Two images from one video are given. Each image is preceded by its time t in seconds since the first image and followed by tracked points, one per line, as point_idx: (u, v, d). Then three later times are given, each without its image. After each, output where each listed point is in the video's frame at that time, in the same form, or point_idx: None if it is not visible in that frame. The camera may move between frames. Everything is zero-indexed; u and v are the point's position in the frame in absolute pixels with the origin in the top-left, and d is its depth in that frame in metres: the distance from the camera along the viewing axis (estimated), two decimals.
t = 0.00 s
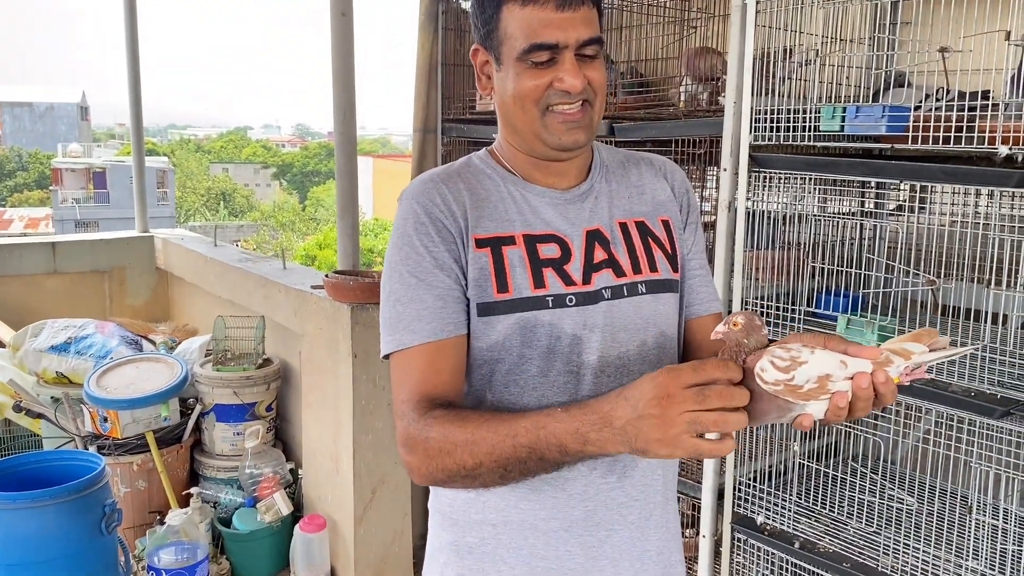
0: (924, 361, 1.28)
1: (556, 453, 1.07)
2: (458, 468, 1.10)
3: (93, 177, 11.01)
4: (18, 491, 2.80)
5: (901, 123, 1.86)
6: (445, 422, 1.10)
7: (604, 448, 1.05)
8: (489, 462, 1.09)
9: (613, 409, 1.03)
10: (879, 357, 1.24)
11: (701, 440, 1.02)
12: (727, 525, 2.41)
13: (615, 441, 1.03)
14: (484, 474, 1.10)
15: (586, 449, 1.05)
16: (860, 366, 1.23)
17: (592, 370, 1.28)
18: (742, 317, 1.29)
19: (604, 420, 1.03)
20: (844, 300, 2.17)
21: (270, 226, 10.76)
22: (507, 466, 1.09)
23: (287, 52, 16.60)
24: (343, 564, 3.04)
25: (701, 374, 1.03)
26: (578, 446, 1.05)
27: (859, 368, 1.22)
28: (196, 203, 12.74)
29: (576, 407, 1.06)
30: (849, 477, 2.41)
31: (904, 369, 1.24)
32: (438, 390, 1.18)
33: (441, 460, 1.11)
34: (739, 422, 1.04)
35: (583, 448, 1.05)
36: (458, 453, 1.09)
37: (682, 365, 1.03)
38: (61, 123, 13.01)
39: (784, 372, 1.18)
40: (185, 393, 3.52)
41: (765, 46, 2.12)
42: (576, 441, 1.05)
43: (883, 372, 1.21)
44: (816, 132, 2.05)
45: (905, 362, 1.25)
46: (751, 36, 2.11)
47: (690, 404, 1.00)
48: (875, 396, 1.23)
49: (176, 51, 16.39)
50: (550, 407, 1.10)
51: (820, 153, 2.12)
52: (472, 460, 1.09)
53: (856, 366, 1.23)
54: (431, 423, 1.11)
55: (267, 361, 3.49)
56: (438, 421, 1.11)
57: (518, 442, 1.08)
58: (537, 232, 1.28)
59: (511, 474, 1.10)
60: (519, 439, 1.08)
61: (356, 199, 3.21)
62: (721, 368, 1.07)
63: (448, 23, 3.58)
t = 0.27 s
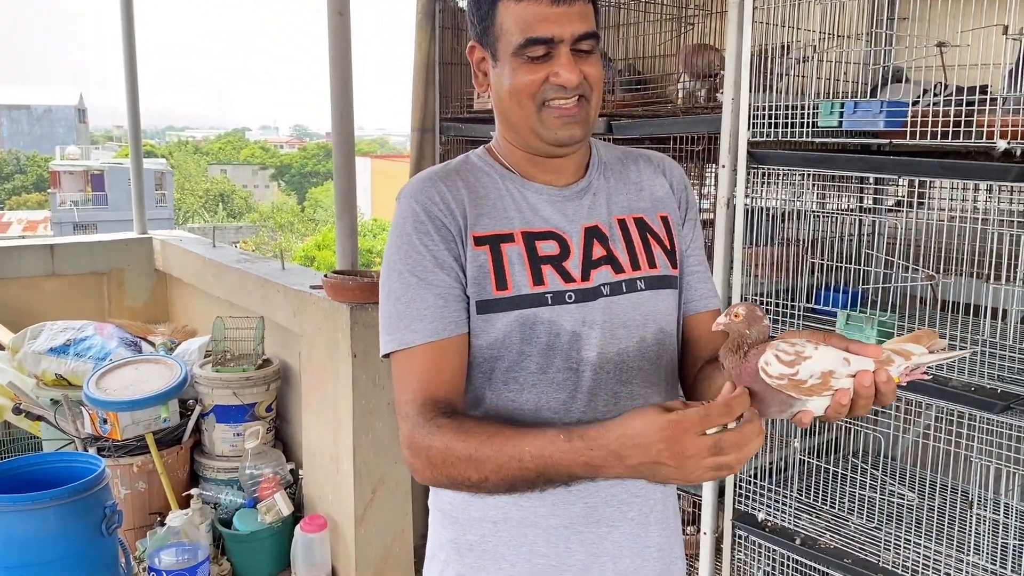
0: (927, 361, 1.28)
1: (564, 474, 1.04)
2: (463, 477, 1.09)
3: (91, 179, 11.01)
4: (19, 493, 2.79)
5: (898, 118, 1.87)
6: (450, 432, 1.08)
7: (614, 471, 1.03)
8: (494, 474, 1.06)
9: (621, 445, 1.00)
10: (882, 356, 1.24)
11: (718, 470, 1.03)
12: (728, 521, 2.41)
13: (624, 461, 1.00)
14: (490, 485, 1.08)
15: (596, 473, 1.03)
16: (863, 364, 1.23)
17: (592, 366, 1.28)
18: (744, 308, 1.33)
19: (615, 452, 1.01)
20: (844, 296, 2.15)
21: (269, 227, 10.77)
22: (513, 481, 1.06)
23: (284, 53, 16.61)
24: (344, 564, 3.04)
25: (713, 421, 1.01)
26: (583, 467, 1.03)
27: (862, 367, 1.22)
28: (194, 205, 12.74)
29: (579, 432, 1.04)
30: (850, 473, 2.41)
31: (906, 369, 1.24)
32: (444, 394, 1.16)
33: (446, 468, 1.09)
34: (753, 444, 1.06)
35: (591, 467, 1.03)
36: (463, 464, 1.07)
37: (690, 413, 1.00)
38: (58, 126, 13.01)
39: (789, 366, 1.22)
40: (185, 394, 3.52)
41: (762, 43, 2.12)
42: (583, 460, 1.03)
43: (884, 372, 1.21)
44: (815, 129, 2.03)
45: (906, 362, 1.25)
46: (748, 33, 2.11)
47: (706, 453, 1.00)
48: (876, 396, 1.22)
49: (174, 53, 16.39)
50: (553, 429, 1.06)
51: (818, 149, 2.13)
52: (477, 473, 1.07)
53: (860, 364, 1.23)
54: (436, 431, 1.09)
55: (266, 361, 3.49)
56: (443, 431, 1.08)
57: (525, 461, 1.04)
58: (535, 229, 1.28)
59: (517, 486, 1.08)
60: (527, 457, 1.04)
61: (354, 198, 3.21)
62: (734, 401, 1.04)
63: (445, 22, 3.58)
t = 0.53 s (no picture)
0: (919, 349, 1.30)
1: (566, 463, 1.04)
2: (462, 472, 1.07)
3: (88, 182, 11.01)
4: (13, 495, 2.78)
5: (892, 109, 1.84)
6: (451, 426, 1.07)
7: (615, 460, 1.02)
8: (496, 467, 1.06)
9: (621, 427, 0.99)
10: (878, 343, 1.26)
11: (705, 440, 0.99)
12: (724, 516, 2.40)
13: (625, 448, 1.00)
14: (490, 478, 1.07)
15: (601, 463, 1.03)
16: (862, 351, 1.23)
17: (583, 360, 1.27)
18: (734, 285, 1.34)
19: (613, 436, 1.00)
20: (838, 289, 2.16)
21: (267, 229, 10.78)
22: (515, 472, 1.06)
23: (281, 54, 16.63)
24: (341, 563, 3.03)
25: (688, 385, 0.97)
26: (588, 453, 1.03)
27: (860, 354, 1.22)
28: (192, 207, 12.75)
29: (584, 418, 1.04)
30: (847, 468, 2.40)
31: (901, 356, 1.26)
32: (439, 390, 1.15)
33: (446, 463, 1.08)
34: (743, 416, 0.99)
35: (593, 455, 1.03)
36: (464, 458, 1.06)
37: (666, 380, 0.97)
38: (55, 129, 13.01)
39: (788, 351, 1.21)
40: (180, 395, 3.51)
41: (755, 36, 2.11)
42: (586, 449, 1.02)
43: (882, 359, 1.21)
44: (808, 121, 2.03)
45: (902, 350, 1.27)
46: (741, 26, 2.10)
47: (685, 420, 0.96)
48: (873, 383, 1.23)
49: (171, 55, 16.41)
50: (557, 417, 1.06)
51: (813, 143, 2.12)
52: (479, 466, 1.06)
53: (858, 351, 1.23)
54: (435, 426, 1.08)
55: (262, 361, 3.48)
56: (443, 425, 1.07)
57: (528, 451, 1.04)
58: (525, 222, 1.27)
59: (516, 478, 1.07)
60: (530, 447, 1.04)
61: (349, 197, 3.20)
62: (718, 368, 0.99)
63: (439, 19, 3.57)
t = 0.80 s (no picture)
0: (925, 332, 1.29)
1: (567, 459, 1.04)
2: (462, 469, 1.07)
3: (83, 185, 10.97)
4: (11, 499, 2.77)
5: (889, 107, 1.85)
6: (450, 422, 1.06)
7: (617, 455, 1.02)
8: (495, 464, 1.05)
9: (621, 419, 0.99)
10: (884, 327, 1.25)
11: (713, 434, 0.97)
12: (725, 515, 2.39)
13: (628, 444, 1.00)
14: (489, 475, 1.07)
15: (600, 456, 1.03)
16: (868, 336, 1.22)
17: (582, 358, 1.27)
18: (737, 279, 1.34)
19: (614, 430, 1.00)
20: (837, 287, 2.16)
21: (263, 231, 10.77)
22: (515, 470, 1.05)
23: (276, 56, 16.60)
24: (340, 564, 3.02)
25: (694, 378, 0.96)
26: (589, 449, 1.02)
27: (867, 338, 1.22)
28: (188, 209, 12.73)
29: (587, 412, 1.03)
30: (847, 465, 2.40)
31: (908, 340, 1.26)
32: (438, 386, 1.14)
33: (445, 460, 1.07)
34: (750, 410, 0.97)
35: (595, 451, 1.02)
36: (463, 455, 1.05)
37: (672, 372, 0.97)
38: (50, 131, 12.96)
39: (796, 339, 1.20)
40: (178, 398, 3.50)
41: (752, 35, 2.11)
42: (587, 443, 1.02)
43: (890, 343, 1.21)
44: (805, 118, 2.03)
45: (908, 333, 1.26)
46: (738, 24, 2.10)
47: (691, 412, 0.95)
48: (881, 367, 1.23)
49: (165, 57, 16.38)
50: (558, 410, 1.06)
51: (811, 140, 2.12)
52: (478, 463, 1.05)
53: (865, 336, 1.22)
54: (433, 422, 1.07)
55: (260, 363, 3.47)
56: (443, 421, 1.06)
57: (528, 448, 1.04)
58: (523, 221, 1.27)
59: (516, 475, 1.07)
60: (530, 443, 1.03)
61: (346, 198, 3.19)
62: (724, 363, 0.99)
63: (434, 19, 3.57)
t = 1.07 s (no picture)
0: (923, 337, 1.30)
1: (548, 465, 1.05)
2: (447, 474, 1.09)
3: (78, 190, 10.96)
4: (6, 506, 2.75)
5: (882, 107, 1.85)
6: (435, 429, 1.08)
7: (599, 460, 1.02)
8: (479, 470, 1.07)
9: (604, 427, 0.99)
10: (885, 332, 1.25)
11: (696, 444, 0.98)
12: (721, 516, 2.40)
13: (611, 453, 1.00)
14: (474, 479, 1.08)
15: (595, 459, 1.03)
16: (871, 340, 1.22)
17: (576, 361, 1.27)
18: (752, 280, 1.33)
19: (598, 438, 1.00)
20: (832, 287, 2.15)
21: (259, 234, 10.78)
22: (498, 474, 1.07)
23: (270, 59, 16.61)
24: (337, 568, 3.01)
25: (678, 391, 0.96)
26: (570, 457, 1.03)
27: (870, 343, 1.21)
28: (184, 213, 12.73)
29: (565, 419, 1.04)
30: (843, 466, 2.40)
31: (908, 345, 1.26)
32: (425, 390, 1.15)
33: (431, 465, 1.09)
34: (735, 421, 0.98)
35: (575, 458, 1.03)
36: (449, 461, 1.07)
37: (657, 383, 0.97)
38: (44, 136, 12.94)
39: (801, 343, 1.20)
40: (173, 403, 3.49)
41: (745, 36, 2.11)
42: (568, 452, 1.03)
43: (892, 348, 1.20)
44: (798, 119, 2.04)
45: (908, 339, 1.27)
46: (731, 25, 2.10)
47: (674, 423, 0.96)
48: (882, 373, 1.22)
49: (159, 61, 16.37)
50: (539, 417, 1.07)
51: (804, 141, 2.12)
52: (463, 468, 1.07)
53: (867, 341, 1.21)
54: (418, 428, 1.09)
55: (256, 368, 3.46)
56: (428, 428, 1.08)
57: (511, 454, 1.05)
58: (516, 224, 1.27)
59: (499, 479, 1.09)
60: (513, 451, 1.05)
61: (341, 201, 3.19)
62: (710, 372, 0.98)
63: (427, 22, 3.57)
